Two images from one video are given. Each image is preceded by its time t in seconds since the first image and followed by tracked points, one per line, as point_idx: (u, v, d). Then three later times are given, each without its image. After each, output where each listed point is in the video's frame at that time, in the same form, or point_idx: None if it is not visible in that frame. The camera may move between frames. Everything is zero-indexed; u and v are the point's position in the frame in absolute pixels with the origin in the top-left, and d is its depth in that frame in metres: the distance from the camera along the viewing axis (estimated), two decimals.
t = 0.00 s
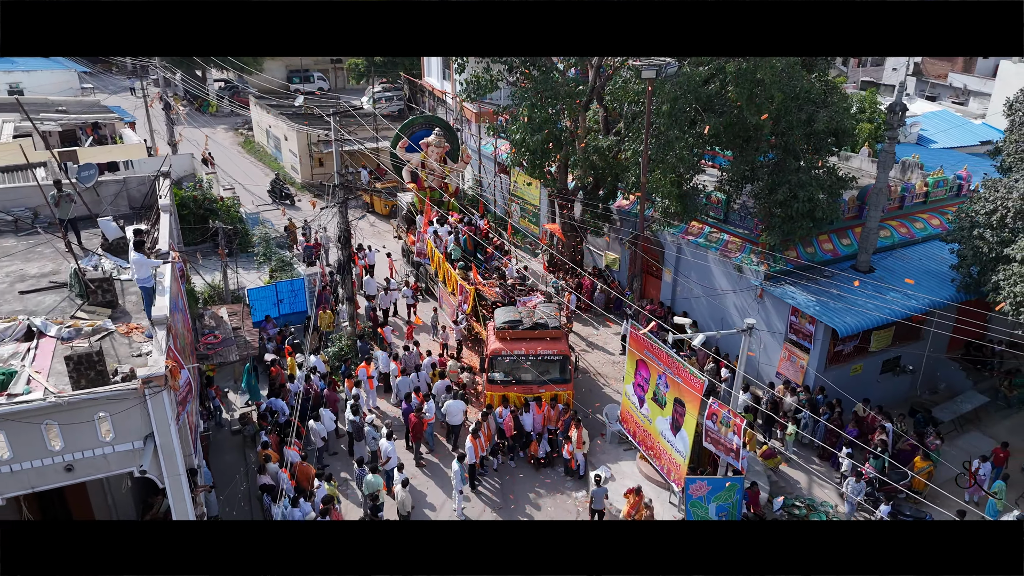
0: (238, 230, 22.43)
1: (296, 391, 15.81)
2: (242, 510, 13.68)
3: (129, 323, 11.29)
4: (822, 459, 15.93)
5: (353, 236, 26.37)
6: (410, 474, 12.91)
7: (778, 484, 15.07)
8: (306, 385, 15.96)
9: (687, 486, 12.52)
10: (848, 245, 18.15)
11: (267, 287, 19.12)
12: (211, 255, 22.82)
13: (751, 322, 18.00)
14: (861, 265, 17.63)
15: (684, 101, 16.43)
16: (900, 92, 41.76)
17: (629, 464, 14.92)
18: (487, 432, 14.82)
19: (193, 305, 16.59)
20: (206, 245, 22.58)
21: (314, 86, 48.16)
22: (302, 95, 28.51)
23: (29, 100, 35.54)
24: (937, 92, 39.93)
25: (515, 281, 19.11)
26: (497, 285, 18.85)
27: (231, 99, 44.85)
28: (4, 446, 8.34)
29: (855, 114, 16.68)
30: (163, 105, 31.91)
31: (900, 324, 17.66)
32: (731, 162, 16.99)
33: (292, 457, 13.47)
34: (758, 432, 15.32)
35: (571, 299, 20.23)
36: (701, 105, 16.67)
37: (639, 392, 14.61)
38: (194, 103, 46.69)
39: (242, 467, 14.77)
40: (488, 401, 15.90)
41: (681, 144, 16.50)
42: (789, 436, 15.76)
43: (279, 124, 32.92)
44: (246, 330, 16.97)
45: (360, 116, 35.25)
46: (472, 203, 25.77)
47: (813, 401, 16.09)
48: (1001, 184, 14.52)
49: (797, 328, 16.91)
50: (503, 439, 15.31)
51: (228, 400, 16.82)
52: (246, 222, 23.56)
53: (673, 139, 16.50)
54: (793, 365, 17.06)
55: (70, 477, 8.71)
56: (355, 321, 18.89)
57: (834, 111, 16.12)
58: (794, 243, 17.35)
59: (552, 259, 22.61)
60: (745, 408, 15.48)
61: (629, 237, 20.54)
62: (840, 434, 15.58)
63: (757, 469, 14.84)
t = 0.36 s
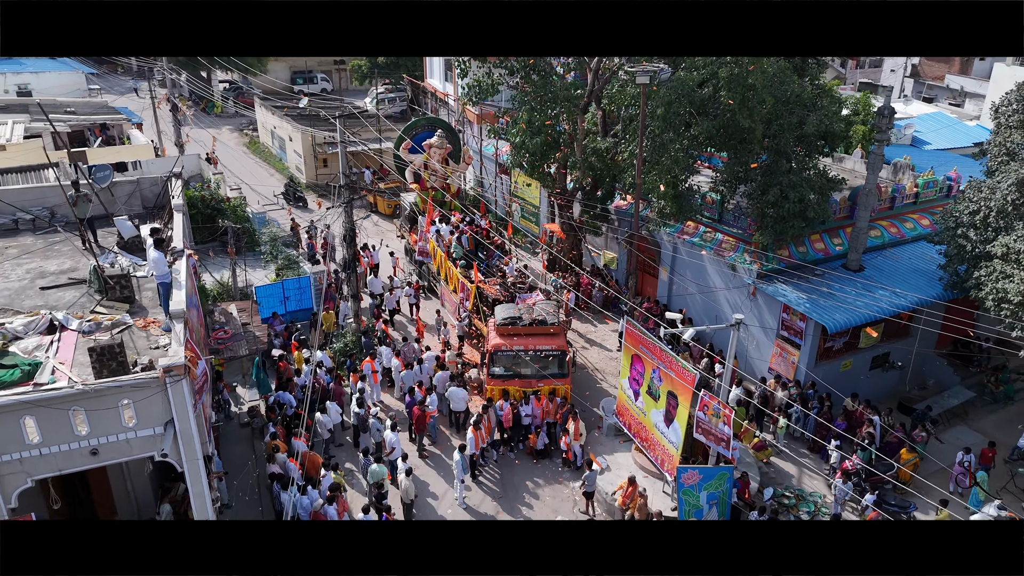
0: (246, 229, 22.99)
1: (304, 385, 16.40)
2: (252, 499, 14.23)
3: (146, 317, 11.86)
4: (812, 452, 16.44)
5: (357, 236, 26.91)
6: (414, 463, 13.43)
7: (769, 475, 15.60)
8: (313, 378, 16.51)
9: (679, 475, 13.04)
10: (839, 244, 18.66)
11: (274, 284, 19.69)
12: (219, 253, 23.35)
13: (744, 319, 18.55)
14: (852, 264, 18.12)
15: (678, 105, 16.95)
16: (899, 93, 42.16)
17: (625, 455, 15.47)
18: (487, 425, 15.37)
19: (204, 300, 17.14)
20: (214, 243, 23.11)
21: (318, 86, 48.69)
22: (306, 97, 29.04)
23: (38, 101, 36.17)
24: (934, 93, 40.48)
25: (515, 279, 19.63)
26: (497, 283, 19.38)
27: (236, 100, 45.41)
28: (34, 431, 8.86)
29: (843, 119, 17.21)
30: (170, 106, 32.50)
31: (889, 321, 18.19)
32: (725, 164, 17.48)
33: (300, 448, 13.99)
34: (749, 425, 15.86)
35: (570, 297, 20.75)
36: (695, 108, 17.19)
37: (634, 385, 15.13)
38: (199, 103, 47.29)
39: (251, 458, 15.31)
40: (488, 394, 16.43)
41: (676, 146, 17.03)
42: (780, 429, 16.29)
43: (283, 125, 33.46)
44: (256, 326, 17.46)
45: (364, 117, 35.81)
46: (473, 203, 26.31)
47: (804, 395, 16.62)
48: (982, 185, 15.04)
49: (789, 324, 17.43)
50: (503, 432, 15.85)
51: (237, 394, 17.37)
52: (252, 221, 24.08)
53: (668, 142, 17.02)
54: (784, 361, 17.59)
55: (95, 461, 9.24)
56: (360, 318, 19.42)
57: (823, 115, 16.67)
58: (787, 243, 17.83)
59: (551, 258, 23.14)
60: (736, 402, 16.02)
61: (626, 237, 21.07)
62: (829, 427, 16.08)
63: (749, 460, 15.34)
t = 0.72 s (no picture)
0: (253, 228, 23.57)
1: (309, 379, 17.00)
2: (261, 488, 14.78)
3: (162, 312, 12.46)
4: (802, 444, 16.98)
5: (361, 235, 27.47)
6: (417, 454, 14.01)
7: (759, 467, 16.13)
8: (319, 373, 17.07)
9: (671, 465, 13.56)
10: (830, 244, 19.18)
11: (281, 282, 20.33)
12: (226, 252, 23.94)
13: (737, 316, 19.11)
14: (842, 263, 18.65)
15: (673, 109, 17.47)
16: (896, 95, 42.63)
17: (620, 447, 16.01)
18: (488, 418, 15.95)
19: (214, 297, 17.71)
20: (222, 242, 23.70)
21: (321, 88, 49.29)
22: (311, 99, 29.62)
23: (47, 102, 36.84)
24: (931, 95, 40.95)
25: (515, 277, 20.19)
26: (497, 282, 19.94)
27: (240, 101, 46.02)
28: (62, 418, 9.41)
29: (833, 122, 17.71)
30: (178, 108, 33.12)
31: (878, 318, 18.72)
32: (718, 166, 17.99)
33: (307, 438, 14.53)
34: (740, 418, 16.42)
35: (568, 295, 21.33)
36: (689, 113, 17.69)
37: (629, 379, 15.68)
38: (205, 104, 47.91)
39: (259, 450, 15.85)
40: (490, 388, 16.95)
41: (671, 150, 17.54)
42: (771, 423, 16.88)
43: (288, 126, 34.04)
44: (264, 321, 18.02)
45: (367, 118, 36.38)
46: (475, 204, 26.89)
47: (794, 390, 17.16)
48: (966, 186, 15.55)
49: (780, 321, 17.98)
50: (503, 424, 16.44)
51: (245, 387, 17.95)
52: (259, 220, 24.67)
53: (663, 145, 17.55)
54: (776, 357, 18.14)
55: (117, 446, 9.79)
56: (365, 315, 19.99)
57: (814, 119, 17.15)
58: (780, 243, 18.35)
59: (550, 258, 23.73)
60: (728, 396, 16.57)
61: (623, 236, 21.63)
62: (819, 421, 16.66)
63: (740, 452, 15.74)
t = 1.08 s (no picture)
0: (261, 227, 24.15)
1: (316, 373, 17.56)
2: (271, 478, 15.34)
3: (178, 308, 13.04)
4: (793, 438, 17.53)
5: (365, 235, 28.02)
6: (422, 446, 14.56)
7: (751, 459, 16.67)
8: (326, 368, 17.64)
9: (666, 455, 14.11)
10: (823, 244, 19.69)
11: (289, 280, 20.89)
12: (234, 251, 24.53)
13: (732, 313, 19.66)
14: (834, 262, 19.17)
15: (669, 113, 18.02)
16: (895, 96, 43.02)
17: (617, 439, 16.55)
18: (490, 411, 16.50)
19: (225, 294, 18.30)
20: (231, 241, 24.29)
21: (327, 89, 50.50)
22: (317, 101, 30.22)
23: (58, 103, 37.52)
24: (929, 97, 41.32)
25: (516, 276, 20.73)
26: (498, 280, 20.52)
27: (246, 103, 46.61)
28: (87, 405, 9.98)
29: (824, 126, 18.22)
30: (186, 109, 33.71)
31: (869, 316, 19.24)
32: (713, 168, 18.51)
33: (315, 430, 15.07)
34: (734, 411, 16.97)
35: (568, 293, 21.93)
36: (685, 116, 18.22)
37: (626, 374, 16.23)
38: (211, 106, 48.54)
39: (268, 441, 16.40)
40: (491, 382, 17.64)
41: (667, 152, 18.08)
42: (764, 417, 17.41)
43: (294, 127, 34.60)
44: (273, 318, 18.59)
45: (372, 120, 36.95)
46: (477, 204, 27.44)
47: (786, 386, 17.71)
48: (951, 188, 16.04)
49: (773, 318, 18.52)
50: (504, 417, 16.98)
51: (255, 381, 18.53)
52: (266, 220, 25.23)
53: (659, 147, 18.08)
54: (769, 353, 18.68)
55: (140, 432, 10.36)
56: (370, 312, 20.54)
57: (806, 123, 17.67)
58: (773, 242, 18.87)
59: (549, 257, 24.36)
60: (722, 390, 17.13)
61: (622, 236, 22.19)
62: (811, 415, 17.18)
63: (733, 444, 16.28)
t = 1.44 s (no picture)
0: (268, 227, 24.74)
1: (323, 368, 18.14)
2: (280, 469, 15.94)
3: (193, 304, 13.64)
4: (785, 431, 18.08)
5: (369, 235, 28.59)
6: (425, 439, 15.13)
7: (744, 452, 17.23)
8: (332, 364, 18.22)
9: (660, 447, 14.69)
10: (816, 244, 20.21)
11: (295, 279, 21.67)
12: (242, 251, 25.11)
13: (726, 311, 20.22)
14: (826, 261, 19.71)
15: (665, 118, 18.57)
16: (893, 98, 43.42)
17: (614, 432, 17.12)
18: (491, 405, 17.08)
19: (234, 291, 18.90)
20: (239, 241, 24.88)
21: (331, 90, 51.08)
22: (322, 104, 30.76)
23: (66, 105, 38.13)
24: (927, 99, 41.66)
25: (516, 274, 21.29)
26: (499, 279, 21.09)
27: (250, 105, 47.18)
28: (111, 395, 10.55)
29: (815, 131, 18.77)
30: (193, 111, 34.29)
31: (860, 314, 19.80)
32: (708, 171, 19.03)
33: (323, 422, 15.65)
34: (727, 406, 17.53)
35: (567, 292, 22.49)
36: (681, 120, 18.76)
37: (622, 369, 16.80)
38: (216, 107, 49.07)
39: (277, 434, 17.00)
40: (493, 377, 18.06)
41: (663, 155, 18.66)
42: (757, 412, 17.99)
43: (298, 128, 35.13)
44: (281, 315, 19.18)
45: (374, 121, 37.47)
46: (479, 205, 28.00)
47: (778, 381, 18.27)
48: (936, 190, 16.66)
49: (766, 316, 19.07)
50: (505, 411, 17.61)
51: (263, 377, 19.11)
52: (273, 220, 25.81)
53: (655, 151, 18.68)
54: (763, 349, 19.23)
55: (160, 421, 10.94)
56: (374, 309, 21.10)
57: (797, 127, 18.22)
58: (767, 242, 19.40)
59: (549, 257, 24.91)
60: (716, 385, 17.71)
61: (620, 236, 22.75)
62: (802, 410, 17.73)
63: (726, 437, 16.85)
